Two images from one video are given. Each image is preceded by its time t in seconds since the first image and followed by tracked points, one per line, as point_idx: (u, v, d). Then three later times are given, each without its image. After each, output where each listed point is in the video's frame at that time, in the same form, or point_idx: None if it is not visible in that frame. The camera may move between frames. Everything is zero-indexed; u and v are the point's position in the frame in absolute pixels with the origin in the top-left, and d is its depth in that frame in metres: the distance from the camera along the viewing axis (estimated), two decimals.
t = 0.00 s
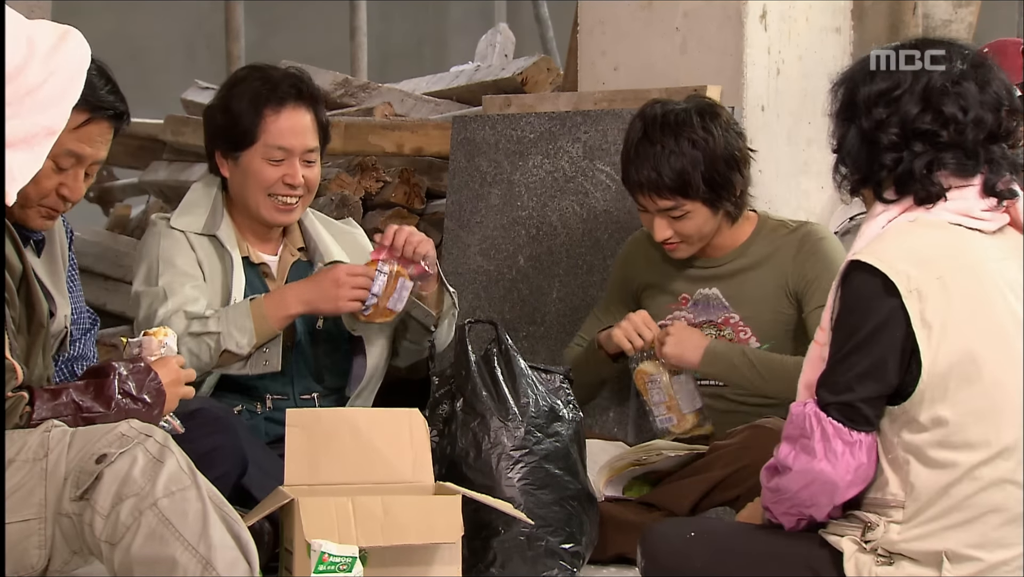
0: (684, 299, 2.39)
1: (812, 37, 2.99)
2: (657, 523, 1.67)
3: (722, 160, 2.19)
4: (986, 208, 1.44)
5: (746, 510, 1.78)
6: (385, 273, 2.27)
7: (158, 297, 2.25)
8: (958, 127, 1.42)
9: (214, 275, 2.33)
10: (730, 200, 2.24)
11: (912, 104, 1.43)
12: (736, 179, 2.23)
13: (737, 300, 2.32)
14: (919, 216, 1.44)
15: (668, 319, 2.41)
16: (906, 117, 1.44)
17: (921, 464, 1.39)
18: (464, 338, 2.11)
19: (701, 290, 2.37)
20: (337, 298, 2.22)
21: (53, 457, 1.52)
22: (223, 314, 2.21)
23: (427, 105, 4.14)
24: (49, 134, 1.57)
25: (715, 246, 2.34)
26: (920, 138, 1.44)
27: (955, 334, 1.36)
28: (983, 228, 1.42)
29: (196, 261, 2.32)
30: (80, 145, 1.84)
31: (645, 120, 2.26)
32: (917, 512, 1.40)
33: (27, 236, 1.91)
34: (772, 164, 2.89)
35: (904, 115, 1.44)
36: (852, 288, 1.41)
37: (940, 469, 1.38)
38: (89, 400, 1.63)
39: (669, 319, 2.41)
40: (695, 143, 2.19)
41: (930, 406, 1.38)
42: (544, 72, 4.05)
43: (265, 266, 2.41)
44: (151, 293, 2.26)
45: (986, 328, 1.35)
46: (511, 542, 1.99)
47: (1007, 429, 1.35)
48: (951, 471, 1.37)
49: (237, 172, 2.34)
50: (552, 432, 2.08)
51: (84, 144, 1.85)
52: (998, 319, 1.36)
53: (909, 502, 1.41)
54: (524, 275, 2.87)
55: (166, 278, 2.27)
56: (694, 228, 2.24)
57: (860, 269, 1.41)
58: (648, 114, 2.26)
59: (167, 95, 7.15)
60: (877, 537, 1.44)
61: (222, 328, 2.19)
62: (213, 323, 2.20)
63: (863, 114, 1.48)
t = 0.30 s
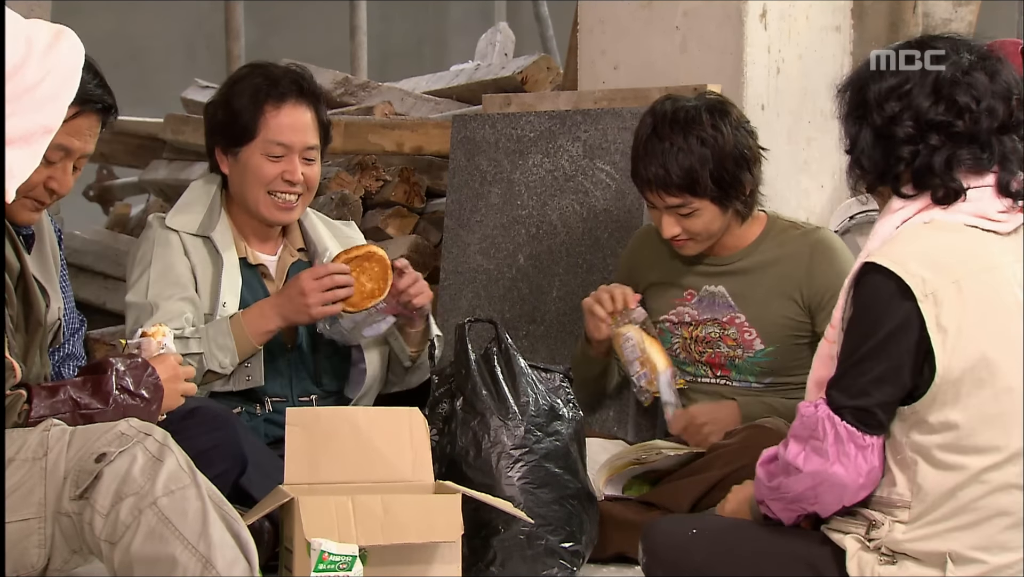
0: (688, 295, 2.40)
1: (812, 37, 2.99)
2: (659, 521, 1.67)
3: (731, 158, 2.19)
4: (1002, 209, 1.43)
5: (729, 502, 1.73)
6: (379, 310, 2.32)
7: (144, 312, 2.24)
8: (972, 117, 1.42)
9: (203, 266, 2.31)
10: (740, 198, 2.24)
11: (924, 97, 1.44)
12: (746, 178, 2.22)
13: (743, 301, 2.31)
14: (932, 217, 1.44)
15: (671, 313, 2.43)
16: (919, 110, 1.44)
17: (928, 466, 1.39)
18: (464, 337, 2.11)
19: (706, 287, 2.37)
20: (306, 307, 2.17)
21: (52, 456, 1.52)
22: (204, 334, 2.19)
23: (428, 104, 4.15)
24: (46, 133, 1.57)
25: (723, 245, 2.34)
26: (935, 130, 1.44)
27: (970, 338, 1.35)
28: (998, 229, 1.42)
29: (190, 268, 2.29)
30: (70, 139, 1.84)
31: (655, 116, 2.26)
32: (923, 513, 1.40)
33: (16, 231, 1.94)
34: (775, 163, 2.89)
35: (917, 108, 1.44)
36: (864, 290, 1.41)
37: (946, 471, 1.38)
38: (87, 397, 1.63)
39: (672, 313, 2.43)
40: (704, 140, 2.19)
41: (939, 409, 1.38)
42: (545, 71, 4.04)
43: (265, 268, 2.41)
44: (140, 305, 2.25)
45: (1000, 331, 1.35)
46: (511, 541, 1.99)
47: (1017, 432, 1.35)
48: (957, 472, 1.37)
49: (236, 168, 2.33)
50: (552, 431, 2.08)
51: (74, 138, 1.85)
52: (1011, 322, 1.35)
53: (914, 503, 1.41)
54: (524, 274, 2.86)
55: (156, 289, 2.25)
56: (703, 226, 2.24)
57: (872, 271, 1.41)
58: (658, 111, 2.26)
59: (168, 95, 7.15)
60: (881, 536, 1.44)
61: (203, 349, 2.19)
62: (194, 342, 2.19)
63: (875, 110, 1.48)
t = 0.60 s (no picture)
0: (688, 298, 2.39)
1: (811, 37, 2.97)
2: (659, 521, 1.67)
3: (730, 156, 2.19)
4: (1002, 207, 1.43)
5: (732, 488, 1.72)
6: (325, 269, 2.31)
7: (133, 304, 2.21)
8: (968, 113, 1.42)
9: (207, 264, 2.29)
10: (738, 196, 2.23)
11: (919, 95, 1.45)
12: (745, 176, 2.22)
13: (745, 301, 2.31)
14: (931, 215, 1.43)
15: (670, 317, 2.42)
16: (914, 108, 1.45)
17: (928, 466, 1.39)
18: (465, 337, 2.11)
19: (707, 288, 2.36)
20: (270, 261, 2.16)
21: (52, 456, 1.52)
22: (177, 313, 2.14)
23: (427, 104, 4.15)
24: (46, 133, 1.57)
25: (724, 244, 2.34)
26: (931, 127, 1.44)
27: (968, 337, 1.35)
28: (997, 229, 1.41)
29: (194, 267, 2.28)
30: (73, 133, 1.84)
31: (655, 113, 2.26)
32: (922, 513, 1.40)
33: (17, 232, 1.95)
34: (773, 164, 2.89)
35: (912, 107, 1.45)
36: (863, 289, 1.41)
37: (945, 471, 1.38)
38: (85, 396, 1.63)
39: (671, 317, 2.42)
40: (703, 137, 2.19)
41: (939, 408, 1.38)
42: (545, 71, 4.04)
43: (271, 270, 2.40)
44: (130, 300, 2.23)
45: (999, 331, 1.35)
46: (511, 541, 1.99)
47: (1016, 432, 1.35)
48: (956, 472, 1.37)
49: (260, 176, 2.33)
50: (552, 431, 2.08)
51: (77, 132, 1.85)
52: (1009, 322, 1.36)
53: (914, 502, 1.41)
54: (525, 274, 2.86)
55: (149, 283, 2.23)
56: (701, 223, 2.23)
57: (871, 270, 1.41)
58: (659, 107, 2.27)
59: (168, 95, 7.15)
60: (881, 536, 1.44)
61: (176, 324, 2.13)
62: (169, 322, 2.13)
63: (871, 110, 1.49)
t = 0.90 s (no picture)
0: (684, 297, 2.39)
1: (814, 35, 2.89)
2: (660, 520, 1.67)
3: (721, 143, 2.19)
4: (1003, 205, 1.43)
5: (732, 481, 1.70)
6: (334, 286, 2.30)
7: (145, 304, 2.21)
8: (968, 107, 1.43)
9: (222, 266, 2.30)
10: (729, 185, 2.24)
11: (918, 92, 1.45)
12: (736, 164, 2.22)
13: (738, 300, 2.31)
14: (934, 213, 1.43)
15: (667, 316, 2.42)
16: (914, 105, 1.45)
17: (929, 464, 1.39)
18: (465, 336, 2.11)
19: (701, 287, 2.37)
20: (292, 285, 2.21)
21: (53, 455, 1.52)
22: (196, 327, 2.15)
23: (428, 103, 4.15)
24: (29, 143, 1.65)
25: (717, 237, 2.35)
26: (932, 123, 1.44)
27: (969, 335, 1.35)
28: (999, 227, 1.41)
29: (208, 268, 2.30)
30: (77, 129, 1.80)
31: (647, 103, 2.28)
32: (923, 512, 1.40)
33: (19, 232, 1.95)
34: (775, 165, 2.88)
35: (912, 104, 1.45)
36: (865, 286, 1.41)
37: (946, 470, 1.38)
38: (84, 381, 1.61)
39: (668, 316, 2.42)
40: (694, 125, 2.19)
41: (940, 406, 1.37)
42: (545, 70, 4.04)
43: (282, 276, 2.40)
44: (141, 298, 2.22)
45: (999, 329, 1.35)
46: (512, 540, 1.99)
47: (1017, 430, 1.35)
48: (957, 471, 1.37)
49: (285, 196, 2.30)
50: (552, 430, 2.08)
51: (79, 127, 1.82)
52: (1009, 319, 1.36)
53: (915, 501, 1.41)
54: (525, 273, 2.86)
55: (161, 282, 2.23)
56: (692, 212, 2.23)
57: (872, 267, 1.41)
58: (650, 98, 2.28)
59: (168, 94, 7.14)
60: (881, 535, 1.44)
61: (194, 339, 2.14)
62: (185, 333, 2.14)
63: (871, 109, 1.49)
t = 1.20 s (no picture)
0: (685, 297, 2.40)
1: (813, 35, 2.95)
2: (659, 520, 1.67)
3: (717, 151, 2.19)
4: (996, 202, 1.44)
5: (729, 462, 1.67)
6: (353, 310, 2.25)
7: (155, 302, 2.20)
8: (961, 102, 1.44)
9: (236, 263, 2.28)
10: (726, 192, 2.23)
11: (909, 92, 1.45)
12: (732, 171, 2.22)
13: (740, 302, 2.31)
14: (927, 211, 1.44)
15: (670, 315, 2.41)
16: (906, 106, 1.45)
17: (928, 463, 1.39)
18: (465, 334, 2.11)
19: (703, 287, 2.36)
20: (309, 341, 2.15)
21: (51, 455, 1.52)
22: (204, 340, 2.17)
23: (428, 102, 4.14)
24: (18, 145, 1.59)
25: (717, 241, 2.34)
26: (927, 121, 1.45)
27: (965, 331, 1.35)
28: (990, 223, 1.43)
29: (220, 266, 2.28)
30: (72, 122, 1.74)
31: (644, 109, 2.27)
32: (922, 511, 1.40)
33: (19, 231, 1.95)
34: (773, 163, 2.89)
35: (904, 105, 1.45)
36: (861, 283, 1.40)
37: (945, 469, 1.38)
38: (79, 362, 1.58)
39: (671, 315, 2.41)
40: (690, 134, 2.19)
41: (939, 404, 1.37)
42: (545, 69, 4.04)
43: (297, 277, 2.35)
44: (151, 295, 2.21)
45: (995, 325, 1.35)
46: (511, 539, 1.99)
47: (1015, 428, 1.35)
48: (956, 469, 1.37)
49: (304, 192, 2.28)
50: (552, 430, 2.08)
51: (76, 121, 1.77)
52: (1005, 316, 1.36)
53: (914, 500, 1.41)
54: (525, 272, 2.87)
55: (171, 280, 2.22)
56: (689, 220, 2.23)
57: (868, 264, 1.40)
58: (646, 105, 2.27)
59: (169, 94, 7.14)
60: (880, 534, 1.44)
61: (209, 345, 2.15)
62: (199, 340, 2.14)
63: (863, 112, 1.48)
